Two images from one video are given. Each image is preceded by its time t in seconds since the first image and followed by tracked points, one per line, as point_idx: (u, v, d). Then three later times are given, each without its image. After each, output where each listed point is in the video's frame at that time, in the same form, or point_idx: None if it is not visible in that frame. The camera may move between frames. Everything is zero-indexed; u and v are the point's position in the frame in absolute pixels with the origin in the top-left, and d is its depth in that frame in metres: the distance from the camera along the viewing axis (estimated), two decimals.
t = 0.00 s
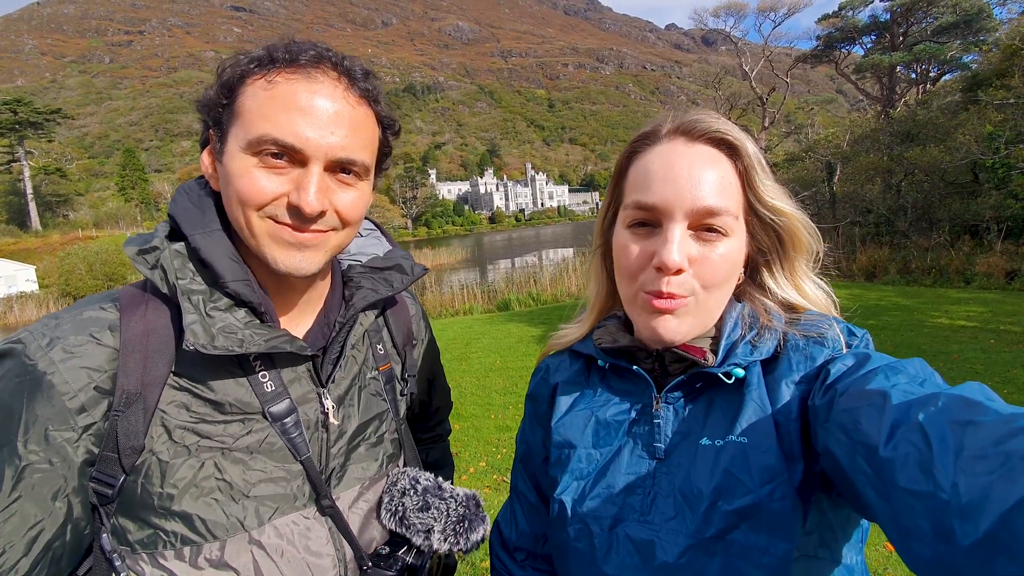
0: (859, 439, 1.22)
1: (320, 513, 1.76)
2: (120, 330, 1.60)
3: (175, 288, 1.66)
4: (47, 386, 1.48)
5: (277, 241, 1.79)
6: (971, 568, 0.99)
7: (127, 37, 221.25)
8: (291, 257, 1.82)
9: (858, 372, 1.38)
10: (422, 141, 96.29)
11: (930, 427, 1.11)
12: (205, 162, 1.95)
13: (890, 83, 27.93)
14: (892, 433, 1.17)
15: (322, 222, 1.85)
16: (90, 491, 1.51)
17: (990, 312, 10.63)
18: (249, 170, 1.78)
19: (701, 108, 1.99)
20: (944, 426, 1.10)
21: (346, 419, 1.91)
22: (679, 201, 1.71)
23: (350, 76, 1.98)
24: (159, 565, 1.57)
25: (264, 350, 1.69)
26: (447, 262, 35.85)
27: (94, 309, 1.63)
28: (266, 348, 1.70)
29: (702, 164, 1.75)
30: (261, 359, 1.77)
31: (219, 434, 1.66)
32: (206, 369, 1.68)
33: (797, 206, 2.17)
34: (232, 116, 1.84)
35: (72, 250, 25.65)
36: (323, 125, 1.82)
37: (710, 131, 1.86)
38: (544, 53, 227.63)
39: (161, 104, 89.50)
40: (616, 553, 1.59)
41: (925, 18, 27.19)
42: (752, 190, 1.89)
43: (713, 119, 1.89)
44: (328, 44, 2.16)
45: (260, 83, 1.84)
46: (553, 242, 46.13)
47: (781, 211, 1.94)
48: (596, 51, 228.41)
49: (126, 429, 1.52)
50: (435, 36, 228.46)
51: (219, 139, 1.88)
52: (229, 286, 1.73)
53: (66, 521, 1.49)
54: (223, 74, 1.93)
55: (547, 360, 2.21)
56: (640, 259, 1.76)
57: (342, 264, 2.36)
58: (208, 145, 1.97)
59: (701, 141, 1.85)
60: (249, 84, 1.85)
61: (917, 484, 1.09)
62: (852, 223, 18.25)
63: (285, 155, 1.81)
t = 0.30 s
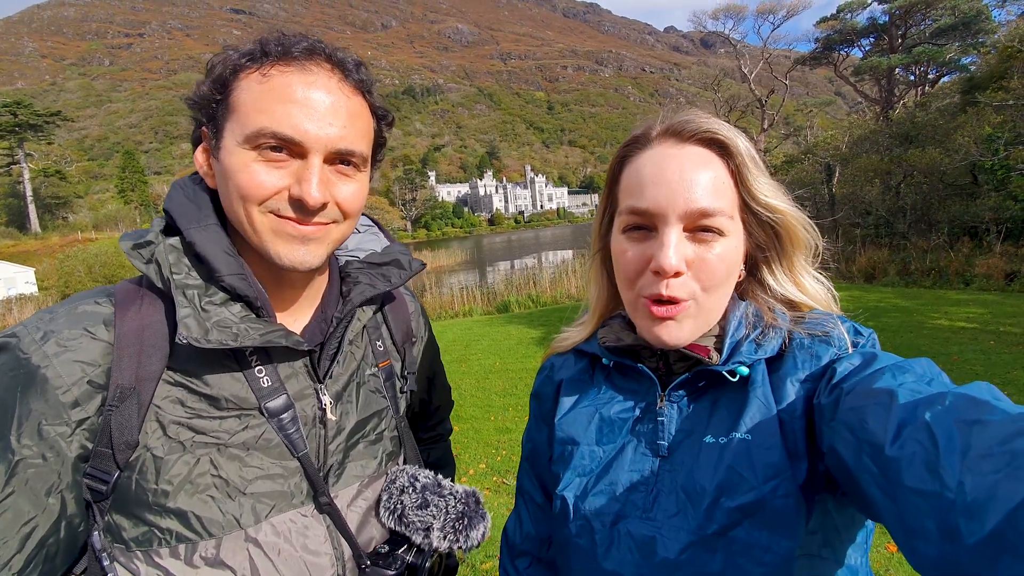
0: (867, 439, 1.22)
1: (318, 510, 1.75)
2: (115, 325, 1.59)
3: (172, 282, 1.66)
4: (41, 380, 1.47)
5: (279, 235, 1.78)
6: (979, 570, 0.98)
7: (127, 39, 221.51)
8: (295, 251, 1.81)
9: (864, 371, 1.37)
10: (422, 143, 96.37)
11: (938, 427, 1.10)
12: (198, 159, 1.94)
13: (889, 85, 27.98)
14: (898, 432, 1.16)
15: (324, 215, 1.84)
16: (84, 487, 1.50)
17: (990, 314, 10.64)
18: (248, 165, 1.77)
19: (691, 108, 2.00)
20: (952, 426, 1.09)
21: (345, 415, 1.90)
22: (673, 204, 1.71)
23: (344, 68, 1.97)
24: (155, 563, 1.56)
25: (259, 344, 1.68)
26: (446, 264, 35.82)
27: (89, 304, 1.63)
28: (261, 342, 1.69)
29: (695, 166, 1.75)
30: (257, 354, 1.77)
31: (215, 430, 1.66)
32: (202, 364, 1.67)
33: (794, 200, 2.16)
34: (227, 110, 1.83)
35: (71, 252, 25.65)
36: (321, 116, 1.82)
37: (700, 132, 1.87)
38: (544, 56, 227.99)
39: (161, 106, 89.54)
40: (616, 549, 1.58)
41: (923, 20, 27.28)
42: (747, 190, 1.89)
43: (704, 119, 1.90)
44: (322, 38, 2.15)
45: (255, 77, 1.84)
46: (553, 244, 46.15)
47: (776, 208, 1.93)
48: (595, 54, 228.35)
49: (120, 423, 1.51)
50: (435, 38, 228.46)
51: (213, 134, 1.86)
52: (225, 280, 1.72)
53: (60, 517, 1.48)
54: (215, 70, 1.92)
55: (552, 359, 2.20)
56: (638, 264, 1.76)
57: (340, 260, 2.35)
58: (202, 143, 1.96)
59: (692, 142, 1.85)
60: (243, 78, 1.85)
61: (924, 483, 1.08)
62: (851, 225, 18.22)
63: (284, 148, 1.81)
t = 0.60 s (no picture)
0: (870, 436, 1.24)
1: (336, 508, 1.78)
2: (139, 327, 1.62)
3: (193, 284, 1.68)
4: (70, 381, 1.49)
5: (294, 228, 1.80)
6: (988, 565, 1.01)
7: (126, 42, 221.66)
8: (310, 244, 1.83)
9: (869, 368, 1.39)
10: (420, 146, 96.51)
11: (941, 424, 1.12)
12: (215, 163, 1.98)
13: (886, 89, 28.13)
14: (902, 429, 1.18)
15: (335, 208, 1.86)
16: (111, 487, 1.52)
17: (988, 317, 10.67)
18: (262, 161, 1.79)
19: (688, 105, 2.05)
20: (955, 422, 1.11)
21: (361, 414, 1.92)
22: (673, 190, 1.75)
23: (351, 67, 1.99)
24: (179, 559, 1.58)
25: (280, 343, 1.70)
26: (445, 267, 35.83)
27: (114, 306, 1.65)
28: (282, 342, 1.71)
29: (695, 156, 1.79)
30: (277, 354, 1.79)
31: (237, 429, 1.68)
32: (225, 363, 1.69)
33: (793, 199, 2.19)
34: (242, 111, 1.86)
35: (70, 255, 25.63)
36: (332, 112, 1.85)
37: (698, 124, 1.91)
38: (543, 59, 228.37)
39: (159, 110, 89.61)
40: (624, 554, 1.61)
41: (920, 25, 27.46)
42: (747, 180, 1.93)
43: (701, 113, 1.94)
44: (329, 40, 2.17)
45: (267, 77, 1.87)
46: (552, 247, 46.17)
47: (774, 200, 1.97)
48: (594, 58, 228.43)
49: (147, 423, 1.54)
50: (434, 42, 228.58)
51: (231, 137, 1.90)
52: (245, 281, 1.75)
53: (88, 516, 1.50)
54: (229, 74, 1.95)
55: (552, 356, 2.23)
56: (640, 253, 1.78)
57: (352, 261, 2.38)
58: (217, 146, 1.99)
59: (690, 133, 1.90)
60: (256, 79, 1.88)
61: (930, 481, 1.10)
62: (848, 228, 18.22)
63: (297, 144, 1.83)
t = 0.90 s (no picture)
0: (875, 444, 1.30)
1: (355, 503, 1.83)
2: (172, 329, 1.67)
3: (223, 289, 1.73)
4: (108, 380, 1.53)
5: (315, 242, 1.85)
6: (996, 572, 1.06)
7: (124, 43, 221.65)
8: (327, 259, 1.87)
9: (873, 373, 1.46)
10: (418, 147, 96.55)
11: (946, 432, 1.18)
12: (246, 171, 2.05)
13: (883, 92, 28.28)
14: (907, 438, 1.25)
15: (356, 225, 1.91)
16: (143, 483, 1.57)
17: (985, 319, 10.73)
18: (291, 177, 1.85)
19: (692, 109, 2.12)
20: (958, 429, 1.17)
21: (377, 414, 1.98)
22: (674, 189, 1.81)
23: (382, 90, 2.05)
24: (207, 553, 1.63)
25: (304, 346, 1.76)
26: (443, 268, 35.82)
27: (147, 310, 1.71)
28: (306, 344, 1.76)
29: (695, 157, 1.86)
30: (300, 356, 1.84)
31: (263, 428, 1.73)
32: (250, 365, 1.74)
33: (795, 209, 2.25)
34: (275, 127, 1.92)
35: (67, 255, 25.56)
36: (359, 133, 1.90)
37: (700, 128, 1.98)
38: (541, 61, 228.51)
39: (157, 111, 89.50)
40: (633, 566, 1.64)
41: (917, 27, 27.63)
42: (748, 184, 1.99)
43: (705, 118, 2.01)
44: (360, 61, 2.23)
45: (302, 96, 1.93)
46: (550, 248, 46.16)
47: (775, 206, 2.03)
48: (592, 59, 228.48)
49: (181, 421, 1.59)
50: (432, 43, 228.49)
51: (262, 149, 1.96)
52: (272, 287, 1.80)
53: (119, 512, 1.53)
54: (266, 90, 2.02)
55: (550, 369, 2.29)
56: (639, 251, 1.83)
57: (367, 268, 2.43)
58: (250, 156, 2.06)
59: (692, 137, 1.97)
60: (292, 98, 1.94)
61: (936, 489, 1.16)
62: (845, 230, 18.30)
63: (324, 162, 1.89)
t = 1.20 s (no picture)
0: (861, 442, 1.32)
1: (352, 494, 1.86)
2: (171, 325, 1.70)
3: (221, 286, 1.75)
4: (110, 375, 1.55)
5: (304, 239, 1.88)
6: (979, 569, 1.07)
7: (123, 44, 221.86)
8: (317, 254, 1.89)
9: (860, 371, 1.48)
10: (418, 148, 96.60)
11: (930, 429, 1.21)
12: (239, 171, 2.09)
13: (881, 94, 28.37)
14: (893, 435, 1.27)
15: (344, 221, 1.93)
16: (145, 475, 1.59)
17: (982, 320, 10.73)
18: (280, 175, 1.87)
19: (688, 109, 2.15)
20: (943, 427, 1.19)
21: (373, 406, 2.00)
22: (669, 185, 1.82)
23: (369, 89, 2.07)
24: (207, 542, 1.64)
25: (300, 340, 1.78)
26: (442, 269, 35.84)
27: (146, 307, 1.73)
28: (302, 339, 1.79)
29: (691, 156, 1.88)
30: (296, 351, 1.86)
31: (261, 420, 1.75)
32: (247, 360, 1.77)
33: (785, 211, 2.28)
34: (265, 127, 1.95)
35: (65, 256, 25.50)
36: (346, 132, 1.92)
37: (696, 128, 2.00)
38: (540, 62, 228.61)
39: (157, 111, 89.55)
40: (625, 566, 1.66)
41: (915, 30, 27.73)
42: (743, 186, 2.01)
43: (700, 118, 2.03)
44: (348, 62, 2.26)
45: (290, 96, 1.96)
46: (549, 250, 46.17)
47: (768, 208, 2.05)
48: (591, 61, 228.65)
49: (181, 414, 1.61)
50: (432, 44, 228.59)
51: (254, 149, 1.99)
52: (268, 284, 1.82)
53: (122, 503, 1.55)
54: (257, 91, 2.05)
55: (540, 370, 2.31)
56: (631, 248, 1.86)
57: (361, 265, 2.46)
58: (243, 157, 2.09)
59: (689, 137, 1.99)
60: (282, 98, 1.97)
61: (921, 487, 1.17)
62: (843, 232, 18.37)
63: (312, 159, 1.91)
